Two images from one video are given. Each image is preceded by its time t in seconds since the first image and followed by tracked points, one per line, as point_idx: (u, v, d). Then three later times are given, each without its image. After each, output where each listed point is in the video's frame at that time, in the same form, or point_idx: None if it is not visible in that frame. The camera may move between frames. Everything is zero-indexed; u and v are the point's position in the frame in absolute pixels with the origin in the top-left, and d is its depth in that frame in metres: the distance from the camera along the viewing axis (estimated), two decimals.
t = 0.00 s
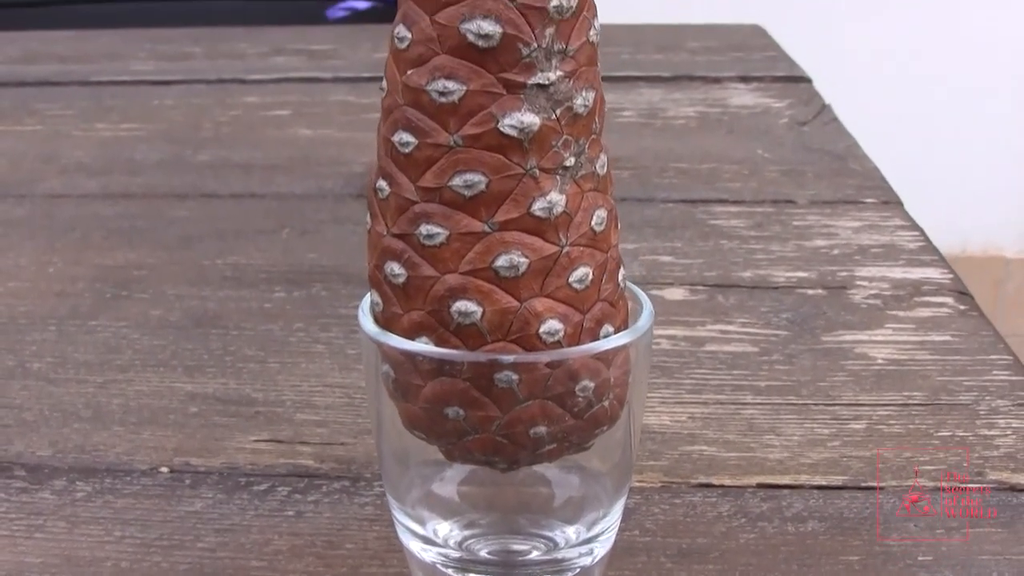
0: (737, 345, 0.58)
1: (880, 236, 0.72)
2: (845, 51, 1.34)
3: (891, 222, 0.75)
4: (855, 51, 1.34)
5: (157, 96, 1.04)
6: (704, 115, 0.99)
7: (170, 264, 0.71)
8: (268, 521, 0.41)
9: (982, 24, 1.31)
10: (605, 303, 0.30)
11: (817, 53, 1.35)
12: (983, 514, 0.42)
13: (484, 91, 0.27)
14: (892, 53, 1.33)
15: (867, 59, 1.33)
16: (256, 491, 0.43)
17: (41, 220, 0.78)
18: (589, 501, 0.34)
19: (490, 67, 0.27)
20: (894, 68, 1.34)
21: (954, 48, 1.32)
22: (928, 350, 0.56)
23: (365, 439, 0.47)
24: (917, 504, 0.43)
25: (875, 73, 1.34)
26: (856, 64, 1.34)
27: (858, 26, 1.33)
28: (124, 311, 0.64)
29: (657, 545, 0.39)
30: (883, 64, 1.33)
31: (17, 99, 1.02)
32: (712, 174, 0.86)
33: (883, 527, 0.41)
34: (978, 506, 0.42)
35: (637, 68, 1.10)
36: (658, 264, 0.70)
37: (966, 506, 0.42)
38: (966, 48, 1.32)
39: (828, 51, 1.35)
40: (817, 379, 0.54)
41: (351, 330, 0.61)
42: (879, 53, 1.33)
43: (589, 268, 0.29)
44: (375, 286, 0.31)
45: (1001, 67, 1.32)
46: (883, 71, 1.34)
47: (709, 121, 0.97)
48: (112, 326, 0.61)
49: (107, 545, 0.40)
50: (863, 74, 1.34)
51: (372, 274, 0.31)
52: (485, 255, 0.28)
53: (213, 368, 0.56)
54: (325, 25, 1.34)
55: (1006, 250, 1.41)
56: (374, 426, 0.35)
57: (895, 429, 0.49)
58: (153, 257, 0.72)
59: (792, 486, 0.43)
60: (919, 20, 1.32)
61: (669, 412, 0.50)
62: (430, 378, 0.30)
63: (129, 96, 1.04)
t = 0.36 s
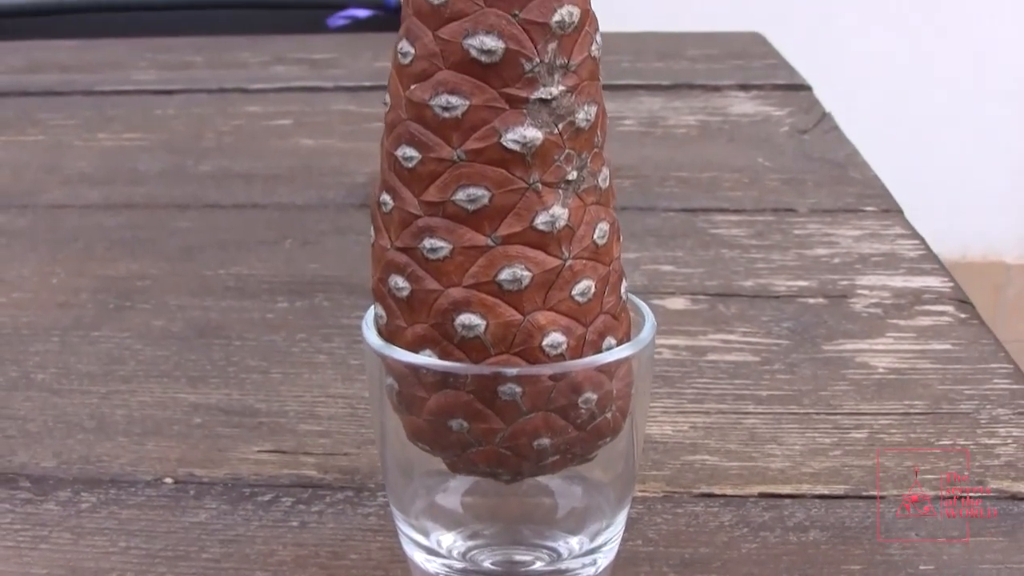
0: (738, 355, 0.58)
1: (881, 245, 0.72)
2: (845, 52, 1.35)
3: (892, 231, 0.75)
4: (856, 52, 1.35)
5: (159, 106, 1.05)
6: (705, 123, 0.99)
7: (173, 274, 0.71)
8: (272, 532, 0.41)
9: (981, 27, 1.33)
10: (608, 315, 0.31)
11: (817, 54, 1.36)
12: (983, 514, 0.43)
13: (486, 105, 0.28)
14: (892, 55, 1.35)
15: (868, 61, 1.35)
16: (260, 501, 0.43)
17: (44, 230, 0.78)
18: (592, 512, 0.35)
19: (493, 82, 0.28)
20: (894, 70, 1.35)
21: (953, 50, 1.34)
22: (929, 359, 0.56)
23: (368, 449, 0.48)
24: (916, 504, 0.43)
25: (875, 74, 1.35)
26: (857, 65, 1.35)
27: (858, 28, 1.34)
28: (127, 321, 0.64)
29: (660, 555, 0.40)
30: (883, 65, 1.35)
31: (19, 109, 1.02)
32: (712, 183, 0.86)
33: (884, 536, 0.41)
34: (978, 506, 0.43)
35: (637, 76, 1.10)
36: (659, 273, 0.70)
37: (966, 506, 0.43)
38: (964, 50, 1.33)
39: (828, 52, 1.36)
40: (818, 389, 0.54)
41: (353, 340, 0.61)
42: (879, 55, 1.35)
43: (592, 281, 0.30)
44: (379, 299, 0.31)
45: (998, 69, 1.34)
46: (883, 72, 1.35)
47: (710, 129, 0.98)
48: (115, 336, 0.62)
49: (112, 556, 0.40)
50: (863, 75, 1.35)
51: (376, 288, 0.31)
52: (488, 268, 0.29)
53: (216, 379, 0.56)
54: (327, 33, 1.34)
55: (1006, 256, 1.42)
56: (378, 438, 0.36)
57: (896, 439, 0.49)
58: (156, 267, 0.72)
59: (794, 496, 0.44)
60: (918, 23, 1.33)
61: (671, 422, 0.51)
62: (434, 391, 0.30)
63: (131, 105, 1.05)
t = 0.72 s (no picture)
0: (740, 365, 0.58)
1: (882, 255, 0.72)
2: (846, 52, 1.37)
3: (893, 240, 0.75)
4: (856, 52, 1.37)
5: (161, 117, 1.05)
6: (706, 133, 1.00)
7: (176, 285, 0.72)
8: (277, 544, 0.42)
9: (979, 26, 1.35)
10: (610, 329, 0.32)
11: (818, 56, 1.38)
12: (983, 514, 0.44)
13: (490, 122, 0.29)
14: (892, 55, 1.37)
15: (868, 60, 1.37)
16: (265, 513, 0.44)
17: (48, 241, 0.78)
18: (595, 524, 0.36)
19: (496, 98, 0.29)
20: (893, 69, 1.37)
21: (951, 49, 1.36)
22: (931, 369, 0.56)
23: (372, 461, 0.48)
24: (916, 505, 0.45)
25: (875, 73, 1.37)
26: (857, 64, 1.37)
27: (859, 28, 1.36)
28: (131, 332, 0.64)
29: (662, 566, 0.40)
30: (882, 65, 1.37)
31: (22, 119, 1.03)
32: (714, 193, 0.87)
33: (885, 546, 0.41)
34: (978, 507, 0.44)
35: (638, 86, 1.10)
36: (661, 284, 0.71)
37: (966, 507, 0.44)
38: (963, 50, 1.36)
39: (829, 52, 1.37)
40: (820, 400, 0.54)
41: (357, 352, 0.61)
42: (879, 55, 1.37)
43: (595, 295, 0.31)
44: (385, 314, 0.33)
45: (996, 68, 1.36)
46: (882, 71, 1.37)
47: (711, 138, 0.98)
48: (119, 348, 0.62)
49: (117, 569, 0.41)
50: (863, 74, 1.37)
51: (381, 302, 0.33)
52: (492, 284, 0.30)
53: (220, 391, 0.57)
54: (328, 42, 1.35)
55: (1007, 264, 1.43)
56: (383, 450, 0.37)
57: (897, 449, 0.49)
58: (160, 278, 0.73)
59: (796, 506, 0.44)
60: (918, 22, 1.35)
61: (674, 433, 0.51)
62: (439, 406, 0.32)
63: (134, 116, 1.05)
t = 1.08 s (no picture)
0: (741, 378, 0.58)
1: (883, 266, 0.73)
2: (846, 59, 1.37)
3: (894, 251, 0.75)
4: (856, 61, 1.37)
5: (164, 126, 1.06)
6: (707, 143, 1.00)
7: (179, 296, 0.72)
8: (280, 557, 0.42)
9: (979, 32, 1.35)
10: (613, 346, 0.33)
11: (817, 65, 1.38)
12: (983, 512, 0.45)
13: (493, 140, 0.30)
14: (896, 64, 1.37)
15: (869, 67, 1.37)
16: (267, 526, 0.44)
17: (51, 251, 0.79)
18: (597, 539, 0.37)
19: (499, 116, 0.30)
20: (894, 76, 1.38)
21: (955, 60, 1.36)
22: (932, 382, 0.57)
23: (374, 473, 0.48)
24: (916, 505, 0.46)
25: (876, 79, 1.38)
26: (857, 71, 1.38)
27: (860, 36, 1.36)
28: (134, 344, 0.65)
29: None
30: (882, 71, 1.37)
31: (24, 128, 1.03)
32: (715, 203, 0.87)
33: (886, 561, 0.42)
34: (978, 506, 0.45)
35: (639, 95, 1.11)
36: (663, 296, 0.71)
37: (968, 506, 0.45)
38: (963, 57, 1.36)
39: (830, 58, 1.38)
40: (821, 412, 0.54)
41: (359, 364, 0.61)
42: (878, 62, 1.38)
43: (597, 312, 0.32)
44: (387, 330, 0.33)
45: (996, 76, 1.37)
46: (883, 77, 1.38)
47: (712, 148, 0.99)
48: (122, 359, 0.62)
49: None
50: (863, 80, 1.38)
51: (384, 319, 0.33)
52: (495, 301, 0.31)
53: (223, 402, 0.57)
54: (330, 51, 1.35)
55: (1007, 271, 1.45)
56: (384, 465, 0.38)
57: (898, 462, 0.49)
58: (163, 289, 0.73)
59: (797, 519, 0.44)
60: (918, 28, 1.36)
61: (675, 445, 0.51)
62: (442, 422, 0.32)
63: (137, 125, 1.06)
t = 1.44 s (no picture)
0: (740, 390, 0.58)
1: (883, 278, 0.73)
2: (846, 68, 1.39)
3: (893, 263, 0.76)
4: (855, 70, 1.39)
5: (166, 135, 1.06)
6: (708, 153, 1.00)
7: (180, 306, 0.72)
8: (280, 570, 0.42)
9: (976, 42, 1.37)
10: (612, 362, 0.33)
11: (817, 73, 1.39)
12: (982, 513, 0.46)
13: (494, 158, 0.30)
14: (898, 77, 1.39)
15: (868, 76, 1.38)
16: (268, 538, 0.44)
17: (52, 261, 0.79)
18: (597, 553, 0.37)
19: (500, 135, 0.30)
20: (894, 84, 1.39)
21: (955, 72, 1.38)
22: (931, 395, 0.57)
23: (375, 486, 0.48)
24: (915, 505, 0.47)
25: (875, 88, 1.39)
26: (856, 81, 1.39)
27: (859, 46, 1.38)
28: (135, 355, 0.65)
29: None
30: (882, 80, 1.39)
31: (26, 137, 1.04)
32: (715, 215, 0.87)
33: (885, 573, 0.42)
34: (978, 507, 0.47)
35: (639, 106, 1.11)
36: (663, 308, 0.71)
37: (966, 506, 0.47)
38: (962, 66, 1.38)
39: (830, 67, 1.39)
40: (821, 425, 0.54)
41: (360, 376, 0.62)
42: (877, 71, 1.39)
43: (597, 329, 0.32)
44: (389, 346, 0.33)
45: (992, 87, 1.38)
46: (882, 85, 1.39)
47: (712, 159, 0.99)
48: (124, 370, 0.62)
49: None
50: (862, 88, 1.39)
51: (386, 335, 0.33)
52: (496, 318, 0.31)
53: (224, 414, 0.57)
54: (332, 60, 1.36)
55: (1007, 279, 1.47)
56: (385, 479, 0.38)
57: (897, 475, 0.50)
58: (164, 299, 0.73)
59: (796, 532, 0.44)
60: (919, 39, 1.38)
61: (675, 458, 0.51)
62: (442, 437, 0.32)
63: (138, 134, 1.06)
